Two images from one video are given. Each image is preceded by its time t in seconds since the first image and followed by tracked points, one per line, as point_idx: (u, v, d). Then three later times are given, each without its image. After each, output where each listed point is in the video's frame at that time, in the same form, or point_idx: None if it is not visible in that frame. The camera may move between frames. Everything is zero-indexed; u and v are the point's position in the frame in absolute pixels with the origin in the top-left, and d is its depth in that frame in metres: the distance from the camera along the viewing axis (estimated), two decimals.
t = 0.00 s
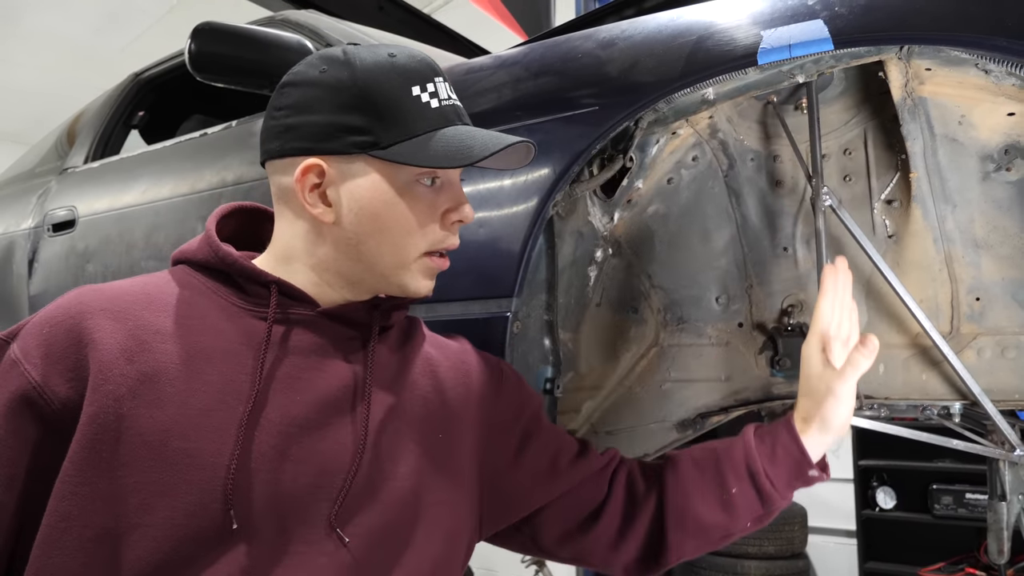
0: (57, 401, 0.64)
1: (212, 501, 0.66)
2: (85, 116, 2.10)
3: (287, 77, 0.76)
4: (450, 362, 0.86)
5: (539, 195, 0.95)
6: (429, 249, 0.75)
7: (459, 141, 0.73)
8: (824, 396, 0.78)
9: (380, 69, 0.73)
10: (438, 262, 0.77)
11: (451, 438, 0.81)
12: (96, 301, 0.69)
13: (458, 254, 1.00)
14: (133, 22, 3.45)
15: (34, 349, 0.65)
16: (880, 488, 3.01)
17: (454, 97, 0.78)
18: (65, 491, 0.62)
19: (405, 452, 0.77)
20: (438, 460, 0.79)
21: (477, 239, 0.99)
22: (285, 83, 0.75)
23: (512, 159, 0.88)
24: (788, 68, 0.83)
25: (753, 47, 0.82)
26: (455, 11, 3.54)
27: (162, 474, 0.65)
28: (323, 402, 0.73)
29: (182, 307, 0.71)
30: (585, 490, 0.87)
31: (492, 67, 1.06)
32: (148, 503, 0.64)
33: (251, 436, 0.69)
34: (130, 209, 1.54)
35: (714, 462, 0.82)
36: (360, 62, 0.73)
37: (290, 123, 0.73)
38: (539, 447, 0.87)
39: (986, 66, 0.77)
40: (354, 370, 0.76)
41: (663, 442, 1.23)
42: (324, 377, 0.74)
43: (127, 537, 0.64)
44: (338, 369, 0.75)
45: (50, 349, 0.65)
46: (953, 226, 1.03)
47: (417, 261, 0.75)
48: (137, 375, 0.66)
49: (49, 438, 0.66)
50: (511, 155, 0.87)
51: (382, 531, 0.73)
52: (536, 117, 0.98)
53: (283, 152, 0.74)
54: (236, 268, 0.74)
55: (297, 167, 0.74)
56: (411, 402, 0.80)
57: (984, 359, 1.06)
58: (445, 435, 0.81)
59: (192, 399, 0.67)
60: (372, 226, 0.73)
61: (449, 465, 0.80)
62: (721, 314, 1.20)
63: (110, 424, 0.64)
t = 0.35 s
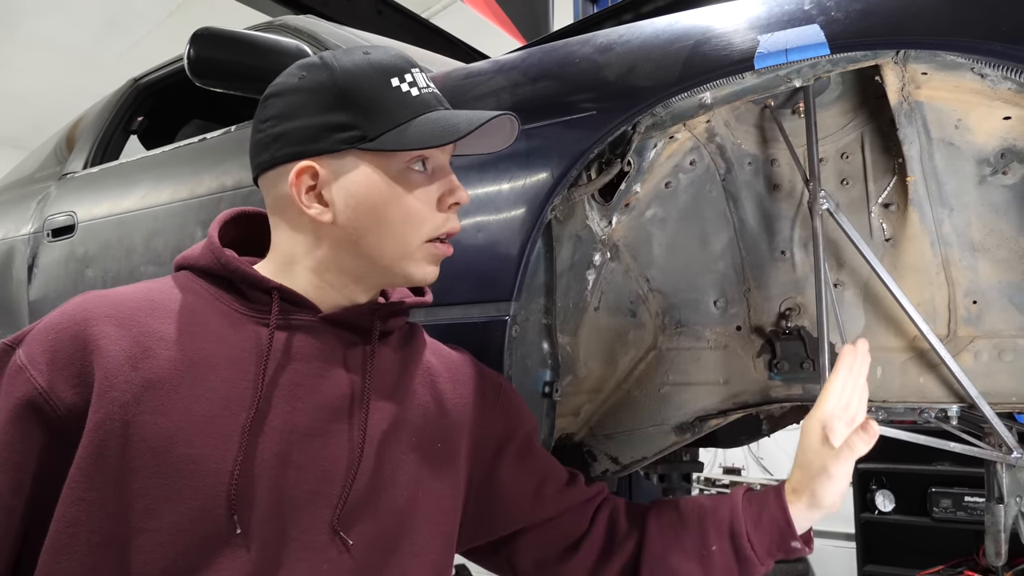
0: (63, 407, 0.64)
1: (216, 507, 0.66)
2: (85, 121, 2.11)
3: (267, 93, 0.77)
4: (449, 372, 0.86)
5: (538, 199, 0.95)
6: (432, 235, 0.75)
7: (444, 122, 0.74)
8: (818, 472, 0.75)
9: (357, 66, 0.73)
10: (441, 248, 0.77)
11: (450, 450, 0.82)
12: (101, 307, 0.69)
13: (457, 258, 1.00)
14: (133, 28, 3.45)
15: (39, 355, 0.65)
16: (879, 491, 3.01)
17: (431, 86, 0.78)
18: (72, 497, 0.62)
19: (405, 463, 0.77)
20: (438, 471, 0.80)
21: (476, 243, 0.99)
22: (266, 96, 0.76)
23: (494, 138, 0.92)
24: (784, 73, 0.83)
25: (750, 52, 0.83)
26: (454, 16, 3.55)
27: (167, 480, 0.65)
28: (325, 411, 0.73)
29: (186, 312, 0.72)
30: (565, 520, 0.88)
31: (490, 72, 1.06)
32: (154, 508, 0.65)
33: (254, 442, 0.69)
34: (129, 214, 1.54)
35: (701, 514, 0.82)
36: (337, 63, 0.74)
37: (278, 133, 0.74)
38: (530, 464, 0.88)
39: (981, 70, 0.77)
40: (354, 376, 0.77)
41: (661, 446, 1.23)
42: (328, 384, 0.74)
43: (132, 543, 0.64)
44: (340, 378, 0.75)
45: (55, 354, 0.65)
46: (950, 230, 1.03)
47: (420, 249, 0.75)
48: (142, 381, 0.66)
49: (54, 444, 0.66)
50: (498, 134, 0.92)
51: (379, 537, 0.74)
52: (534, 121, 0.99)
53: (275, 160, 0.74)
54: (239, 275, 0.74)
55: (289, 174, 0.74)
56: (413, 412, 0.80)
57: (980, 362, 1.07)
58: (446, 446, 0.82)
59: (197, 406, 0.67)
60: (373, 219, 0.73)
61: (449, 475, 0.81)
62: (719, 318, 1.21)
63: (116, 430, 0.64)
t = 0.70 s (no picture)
0: (65, 405, 0.65)
1: (220, 498, 0.66)
2: (84, 121, 2.11)
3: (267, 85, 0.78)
4: (442, 338, 0.83)
5: (539, 196, 0.95)
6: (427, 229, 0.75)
7: (440, 116, 0.73)
8: (789, 229, 0.73)
9: (355, 60, 0.73)
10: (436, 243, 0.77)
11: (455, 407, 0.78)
12: (99, 306, 0.69)
13: (457, 255, 1.00)
14: (132, 27, 3.45)
15: (40, 355, 0.66)
16: (879, 488, 3.01)
17: (429, 80, 0.78)
18: (77, 492, 0.63)
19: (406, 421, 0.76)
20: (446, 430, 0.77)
21: (476, 240, 0.99)
22: (265, 89, 0.77)
23: (493, 130, 0.92)
24: (784, 70, 0.84)
25: (749, 48, 0.82)
26: (454, 15, 3.55)
27: (169, 472, 0.65)
28: (322, 396, 0.72)
29: (183, 308, 0.72)
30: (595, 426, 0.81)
31: (490, 69, 1.06)
32: (161, 500, 0.64)
33: (254, 432, 0.69)
34: (129, 213, 1.54)
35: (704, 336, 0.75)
36: (334, 57, 0.74)
37: (275, 123, 0.74)
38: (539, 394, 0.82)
39: (982, 65, 0.78)
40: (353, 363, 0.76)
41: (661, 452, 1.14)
42: (324, 372, 0.74)
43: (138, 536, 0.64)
44: (336, 366, 0.75)
45: (55, 353, 0.66)
46: (950, 227, 1.03)
47: (412, 244, 0.75)
48: (142, 377, 0.66)
49: (57, 443, 0.67)
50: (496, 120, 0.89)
51: (394, 508, 0.71)
52: (533, 118, 0.98)
53: (273, 153, 0.74)
54: (235, 269, 0.74)
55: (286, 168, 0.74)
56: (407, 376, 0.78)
57: (981, 358, 1.05)
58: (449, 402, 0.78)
59: (198, 399, 0.68)
60: (367, 212, 0.73)
61: (464, 434, 0.78)
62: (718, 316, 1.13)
63: (117, 425, 0.64)
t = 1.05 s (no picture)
0: (50, 404, 0.65)
1: (211, 494, 0.66)
2: (81, 115, 2.10)
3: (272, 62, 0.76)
4: (437, 333, 0.84)
5: (537, 188, 0.95)
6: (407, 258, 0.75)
7: (451, 120, 0.73)
8: (778, 284, 0.72)
9: (369, 50, 0.72)
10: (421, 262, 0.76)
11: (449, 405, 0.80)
12: (83, 303, 0.69)
13: (455, 249, 1.00)
14: (130, 21, 3.44)
15: (24, 355, 0.66)
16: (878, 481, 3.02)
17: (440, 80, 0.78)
18: (66, 492, 0.63)
19: (398, 416, 0.77)
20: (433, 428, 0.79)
21: (474, 233, 0.99)
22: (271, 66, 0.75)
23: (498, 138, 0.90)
24: (784, 61, 0.84)
25: (749, 39, 0.82)
26: (455, 7, 3.54)
27: (159, 469, 0.65)
28: (312, 391, 0.72)
29: (168, 304, 0.72)
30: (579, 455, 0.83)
31: (488, 62, 1.06)
32: (150, 498, 0.65)
33: (243, 428, 0.69)
34: (127, 207, 1.54)
35: (689, 380, 0.77)
36: (349, 44, 0.73)
37: (279, 104, 0.73)
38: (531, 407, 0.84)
39: (982, 57, 0.77)
40: (343, 356, 0.76)
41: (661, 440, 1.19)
42: (312, 363, 0.74)
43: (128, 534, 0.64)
44: (327, 359, 0.74)
45: (40, 353, 0.66)
46: (950, 219, 1.03)
47: (411, 240, 0.75)
48: (128, 374, 0.66)
49: (43, 443, 0.66)
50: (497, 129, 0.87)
51: (384, 505, 0.72)
52: (532, 110, 0.98)
53: (275, 136, 0.73)
54: (222, 260, 0.74)
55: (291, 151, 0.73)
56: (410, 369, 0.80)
57: (981, 350, 1.05)
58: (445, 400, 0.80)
59: (185, 395, 0.68)
60: (370, 205, 0.73)
61: (451, 433, 0.80)
62: (719, 309, 1.15)
63: (103, 423, 0.64)
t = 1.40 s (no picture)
0: (93, 402, 0.62)
1: (255, 493, 0.66)
2: (92, 117, 2.13)
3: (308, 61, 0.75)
4: (435, 358, 0.89)
5: (546, 187, 0.96)
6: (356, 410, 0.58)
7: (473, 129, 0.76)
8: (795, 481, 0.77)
9: (388, 91, 0.69)
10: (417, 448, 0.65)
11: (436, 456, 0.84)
12: (118, 299, 0.66)
13: (466, 246, 1.02)
14: (138, 22, 3.48)
15: (63, 351, 0.62)
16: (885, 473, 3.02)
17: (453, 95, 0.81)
18: (120, 491, 0.61)
19: (411, 431, 0.80)
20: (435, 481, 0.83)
21: (485, 230, 1.00)
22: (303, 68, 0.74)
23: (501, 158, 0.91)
24: (788, 58, 0.84)
25: (753, 38, 0.84)
26: (457, 4, 3.58)
27: (207, 469, 0.65)
28: (343, 395, 0.74)
29: (201, 301, 0.70)
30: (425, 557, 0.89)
31: (495, 61, 1.07)
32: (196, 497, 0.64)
33: (282, 429, 0.69)
34: (142, 208, 1.57)
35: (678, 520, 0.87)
36: (368, 75, 0.69)
37: (295, 113, 0.72)
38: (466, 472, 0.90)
39: (983, 52, 0.78)
40: (362, 362, 0.78)
41: (670, 428, 1.26)
42: (340, 368, 0.76)
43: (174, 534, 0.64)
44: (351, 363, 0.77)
45: (80, 348, 0.63)
46: (953, 211, 1.04)
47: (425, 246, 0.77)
48: (170, 373, 0.64)
49: (84, 443, 0.64)
50: (453, 138, 0.78)
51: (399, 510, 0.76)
52: (540, 109, 1.00)
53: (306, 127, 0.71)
54: (248, 263, 0.72)
55: (302, 170, 0.70)
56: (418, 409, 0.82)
57: (984, 341, 1.09)
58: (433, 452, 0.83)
59: (227, 395, 0.67)
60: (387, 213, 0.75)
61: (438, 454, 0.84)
62: (726, 302, 1.22)
63: (153, 421, 0.62)
